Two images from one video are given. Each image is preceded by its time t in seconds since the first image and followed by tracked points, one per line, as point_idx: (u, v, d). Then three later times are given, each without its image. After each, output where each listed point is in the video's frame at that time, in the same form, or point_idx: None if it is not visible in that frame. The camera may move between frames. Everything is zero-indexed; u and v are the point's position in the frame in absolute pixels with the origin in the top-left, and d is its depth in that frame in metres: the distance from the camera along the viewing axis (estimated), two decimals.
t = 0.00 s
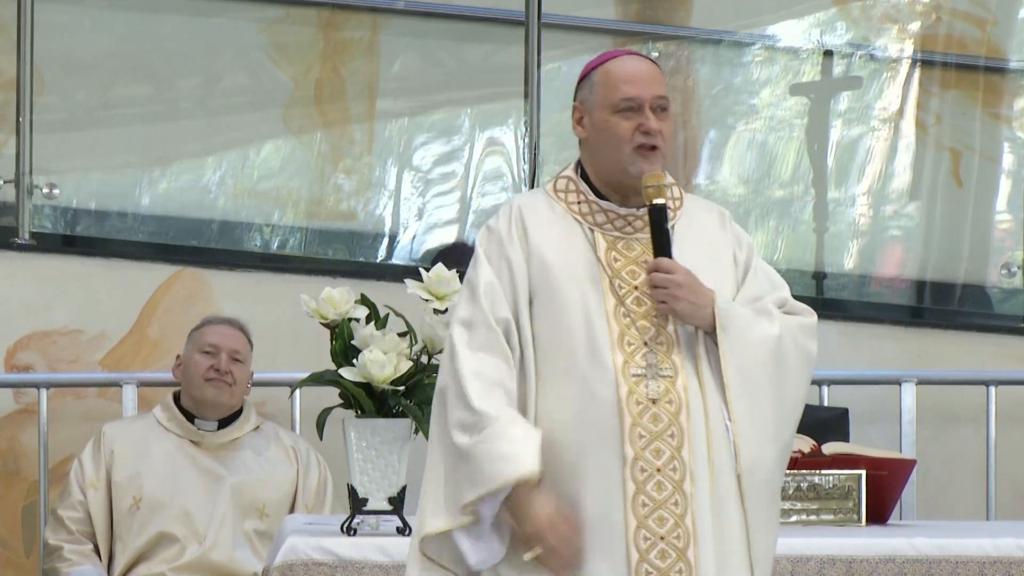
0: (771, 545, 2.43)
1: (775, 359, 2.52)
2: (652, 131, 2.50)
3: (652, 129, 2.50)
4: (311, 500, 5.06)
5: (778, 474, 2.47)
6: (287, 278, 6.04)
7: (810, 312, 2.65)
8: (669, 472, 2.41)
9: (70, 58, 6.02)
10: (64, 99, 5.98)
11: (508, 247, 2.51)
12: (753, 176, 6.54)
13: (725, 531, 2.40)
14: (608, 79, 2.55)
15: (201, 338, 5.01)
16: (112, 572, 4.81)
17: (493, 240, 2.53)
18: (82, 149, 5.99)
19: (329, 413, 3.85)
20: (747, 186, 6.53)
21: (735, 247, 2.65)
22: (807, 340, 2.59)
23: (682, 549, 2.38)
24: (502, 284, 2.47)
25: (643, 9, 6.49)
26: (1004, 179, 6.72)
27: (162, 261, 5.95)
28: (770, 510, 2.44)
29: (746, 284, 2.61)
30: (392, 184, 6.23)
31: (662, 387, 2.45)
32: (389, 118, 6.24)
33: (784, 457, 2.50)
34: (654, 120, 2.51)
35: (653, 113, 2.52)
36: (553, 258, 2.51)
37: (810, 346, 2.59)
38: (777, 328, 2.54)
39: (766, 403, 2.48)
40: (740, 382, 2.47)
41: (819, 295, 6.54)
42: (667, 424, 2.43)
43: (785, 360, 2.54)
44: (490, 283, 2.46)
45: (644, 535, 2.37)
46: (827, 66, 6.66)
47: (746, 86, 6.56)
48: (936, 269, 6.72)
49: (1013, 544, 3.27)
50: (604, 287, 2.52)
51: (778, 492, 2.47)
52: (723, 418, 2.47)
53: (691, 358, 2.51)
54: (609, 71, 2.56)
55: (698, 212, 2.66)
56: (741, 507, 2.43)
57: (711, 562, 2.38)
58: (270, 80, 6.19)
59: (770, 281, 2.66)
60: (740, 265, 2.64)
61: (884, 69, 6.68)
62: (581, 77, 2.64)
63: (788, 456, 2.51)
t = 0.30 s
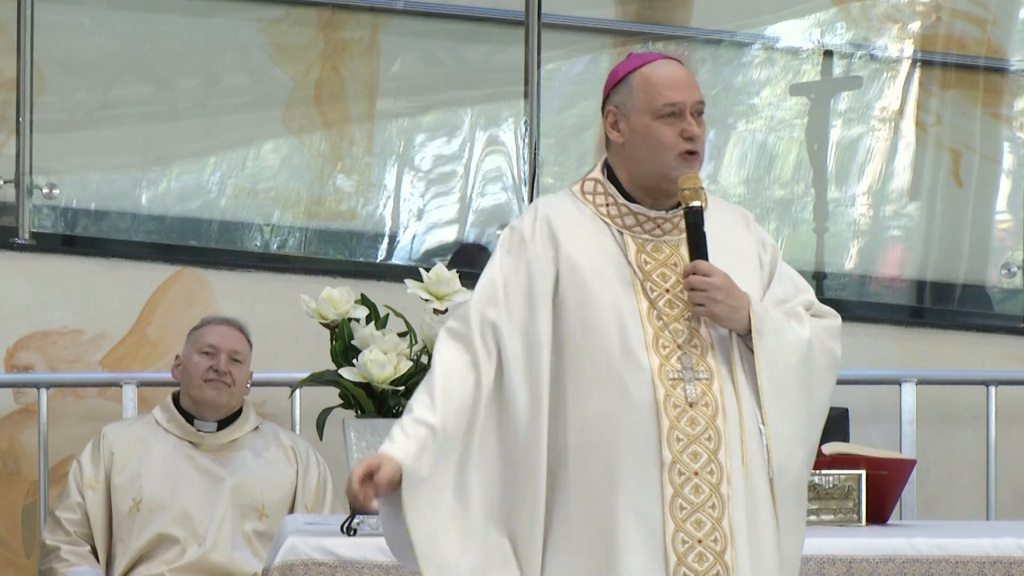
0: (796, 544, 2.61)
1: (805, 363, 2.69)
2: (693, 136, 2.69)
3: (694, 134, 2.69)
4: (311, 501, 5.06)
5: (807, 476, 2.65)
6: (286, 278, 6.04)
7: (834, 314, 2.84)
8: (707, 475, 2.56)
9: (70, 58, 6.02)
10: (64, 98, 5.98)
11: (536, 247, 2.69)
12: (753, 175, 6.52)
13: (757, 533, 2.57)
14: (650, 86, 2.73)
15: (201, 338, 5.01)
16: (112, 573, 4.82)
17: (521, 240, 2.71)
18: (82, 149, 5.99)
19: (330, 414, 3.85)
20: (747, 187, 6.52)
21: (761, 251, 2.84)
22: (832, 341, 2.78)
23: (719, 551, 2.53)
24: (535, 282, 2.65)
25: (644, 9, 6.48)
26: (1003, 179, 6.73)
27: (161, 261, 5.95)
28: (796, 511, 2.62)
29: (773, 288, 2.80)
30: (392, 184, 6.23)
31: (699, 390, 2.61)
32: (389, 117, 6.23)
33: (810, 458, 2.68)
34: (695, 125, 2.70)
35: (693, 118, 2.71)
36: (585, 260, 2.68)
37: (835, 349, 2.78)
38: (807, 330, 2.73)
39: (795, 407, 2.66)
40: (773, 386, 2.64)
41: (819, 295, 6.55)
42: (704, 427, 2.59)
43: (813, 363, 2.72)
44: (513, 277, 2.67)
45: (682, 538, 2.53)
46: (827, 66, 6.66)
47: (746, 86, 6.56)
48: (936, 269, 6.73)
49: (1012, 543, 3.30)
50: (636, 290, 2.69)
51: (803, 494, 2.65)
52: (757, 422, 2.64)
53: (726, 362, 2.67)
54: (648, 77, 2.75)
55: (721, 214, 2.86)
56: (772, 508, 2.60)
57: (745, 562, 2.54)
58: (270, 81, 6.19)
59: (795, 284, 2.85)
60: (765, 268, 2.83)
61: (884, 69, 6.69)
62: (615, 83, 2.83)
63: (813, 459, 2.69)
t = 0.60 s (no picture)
0: (807, 544, 2.73)
1: (820, 366, 2.80)
2: (715, 137, 2.76)
3: (716, 135, 2.75)
4: (310, 500, 5.06)
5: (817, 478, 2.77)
6: (286, 279, 6.04)
7: (842, 321, 2.97)
8: (724, 478, 2.66)
9: (70, 58, 6.02)
10: (64, 98, 5.98)
11: (556, 246, 2.81)
12: (753, 175, 6.52)
13: (773, 533, 2.67)
14: (671, 89, 2.80)
15: (201, 339, 5.01)
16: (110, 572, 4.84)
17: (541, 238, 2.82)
18: (82, 149, 5.99)
19: (330, 414, 3.85)
20: (746, 186, 6.51)
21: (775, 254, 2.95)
22: (844, 344, 2.90)
23: (734, 554, 2.63)
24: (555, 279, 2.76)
25: (644, 9, 6.48)
26: (1004, 179, 6.73)
27: (161, 261, 5.94)
28: (805, 513, 2.73)
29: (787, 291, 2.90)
30: (392, 184, 6.23)
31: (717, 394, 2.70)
32: (389, 118, 6.23)
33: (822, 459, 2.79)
34: (716, 127, 2.77)
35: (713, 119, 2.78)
36: (604, 262, 2.79)
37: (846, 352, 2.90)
38: (823, 334, 2.85)
39: (811, 410, 2.76)
40: (791, 391, 2.74)
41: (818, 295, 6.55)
42: (723, 430, 2.68)
43: (828, 366, 2.83)
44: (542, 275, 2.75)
45: (699, 540, 2.62)
46: (827, 66, 6.65)
47: (747, 85, 6.55)
48: (936, 269, 6.72)
49: (1013, 544, 3.30)
50: (654, 291, 2.80)
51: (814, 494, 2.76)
52: (773, 425, 2.75)
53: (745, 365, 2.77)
54: (669, 79, 2.82)
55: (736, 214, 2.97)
56: (787, 508, 2.71)
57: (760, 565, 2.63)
58: (271, 81, 6.19)
59: (807, 286, 2.96)
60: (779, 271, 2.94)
61: (884, 69, 6.69)
62: (635, 84, 2.89)
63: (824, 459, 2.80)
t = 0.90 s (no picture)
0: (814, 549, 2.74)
1: (827, 368, 2.77)
2: (728, 141, 2.72)
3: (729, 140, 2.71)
4: (309, 500, 5.05)
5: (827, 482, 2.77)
6: (286, 278, 6.03)
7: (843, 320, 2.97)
8: (736, 482, 2.69)
9: (70, 58, 6.02)
10: (64, 98, 5.99)
11: (589, 239, 2.81)
12: (752, 174, 6.52)
13: (781, 537, 2.68)
14: (683, 92, 2.76)
15: (200, 339, 5.01)
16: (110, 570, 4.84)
17: (572, 233, 2.82)
18: (82, 149, 5.99)
19: (330, 414, 3.85)
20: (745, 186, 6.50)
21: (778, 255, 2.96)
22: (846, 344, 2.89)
23: (743, 557, 2.65)
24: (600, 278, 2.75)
25: (644, 9, 6.48)
26: (1004, 179, 6.73)
27: (161, 261, 5.94)
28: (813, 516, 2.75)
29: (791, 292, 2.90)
30: (392, 184, 6.22)
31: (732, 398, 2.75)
32: (389, 118, 6.23)
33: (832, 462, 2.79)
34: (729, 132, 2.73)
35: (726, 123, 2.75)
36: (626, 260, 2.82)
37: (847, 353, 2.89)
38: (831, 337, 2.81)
39: (822, 412, 2.74)
40: (801, 393, 2.73)
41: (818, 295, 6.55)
42: (735, 433, 2.72)
43: (835, 368, 2.81)
44: (592, 272, 2.75)
45: (708, 543, 2.65)
46: (827, 66, 6.65)
47: (748, 85, 6.55)
48: (936, 269, 6.72)
49: (1013, 544, 3.30)
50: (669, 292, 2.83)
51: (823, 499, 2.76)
52: (784, 429, 2.75)
53: (757, 366, 2.80)
54: (681, 83, 2.78)
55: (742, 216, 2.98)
56: (797, 513, 2.71)
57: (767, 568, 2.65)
58: (271, 81, 6.19)
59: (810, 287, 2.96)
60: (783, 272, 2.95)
61: (884, 69, 6.69)
62: (647, 86, 2.85)
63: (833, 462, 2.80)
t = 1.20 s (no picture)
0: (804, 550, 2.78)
1: (824, 375, 2.78)
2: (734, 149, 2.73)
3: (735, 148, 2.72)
4: (310, 500, 5.05)
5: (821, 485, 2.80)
6: (286, 278, 6.03)
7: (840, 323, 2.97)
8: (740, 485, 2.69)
9: (70, 58, 6.02)
10: (64, 98, 5.99)
11: (601, 241, 2.77)
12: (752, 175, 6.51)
13: (781, 540, 2.71)
14: (692, 97, 2.76)
15: (200, 339, 5.01)
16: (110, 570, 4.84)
17: (577, 229, 2.77)
18: (82, 149, 5.99)
19: (330, 414, 3.85)
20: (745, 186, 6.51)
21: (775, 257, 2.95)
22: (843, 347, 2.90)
23: (747, 561, 2.66)
24: (608, 275, 2.70)
25: (644, 9, 6.48)
26: (1003, 179, 6.73)
27: (161, 261, 5.94)
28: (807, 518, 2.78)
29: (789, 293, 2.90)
30: (392, 184, 6.22)
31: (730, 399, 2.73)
32: (389, 118, 6.23)
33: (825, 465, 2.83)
34: (736, 140, 2.73)
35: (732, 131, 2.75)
36: (631, 264, 2.78)
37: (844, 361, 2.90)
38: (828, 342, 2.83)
39: (820, 416, 2.76)
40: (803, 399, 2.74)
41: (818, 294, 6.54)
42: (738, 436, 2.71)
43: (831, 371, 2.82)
44: (599, 271, 2.70)
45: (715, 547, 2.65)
46: (827, 66, 6.66)
47: (747, 85, 6.55)
48: (936, 269, 6.72)
49: (1013, 544, 3.30)
50: (670, 294, 2.80)
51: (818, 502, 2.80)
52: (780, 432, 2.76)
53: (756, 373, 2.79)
54: (690, 87, 2.77)
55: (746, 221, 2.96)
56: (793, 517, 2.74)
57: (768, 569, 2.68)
58: (271, 81, 6.19)
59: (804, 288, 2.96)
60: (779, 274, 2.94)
61: (884, 70, 6.69)
62: (654, 90, 2.83)
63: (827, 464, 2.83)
